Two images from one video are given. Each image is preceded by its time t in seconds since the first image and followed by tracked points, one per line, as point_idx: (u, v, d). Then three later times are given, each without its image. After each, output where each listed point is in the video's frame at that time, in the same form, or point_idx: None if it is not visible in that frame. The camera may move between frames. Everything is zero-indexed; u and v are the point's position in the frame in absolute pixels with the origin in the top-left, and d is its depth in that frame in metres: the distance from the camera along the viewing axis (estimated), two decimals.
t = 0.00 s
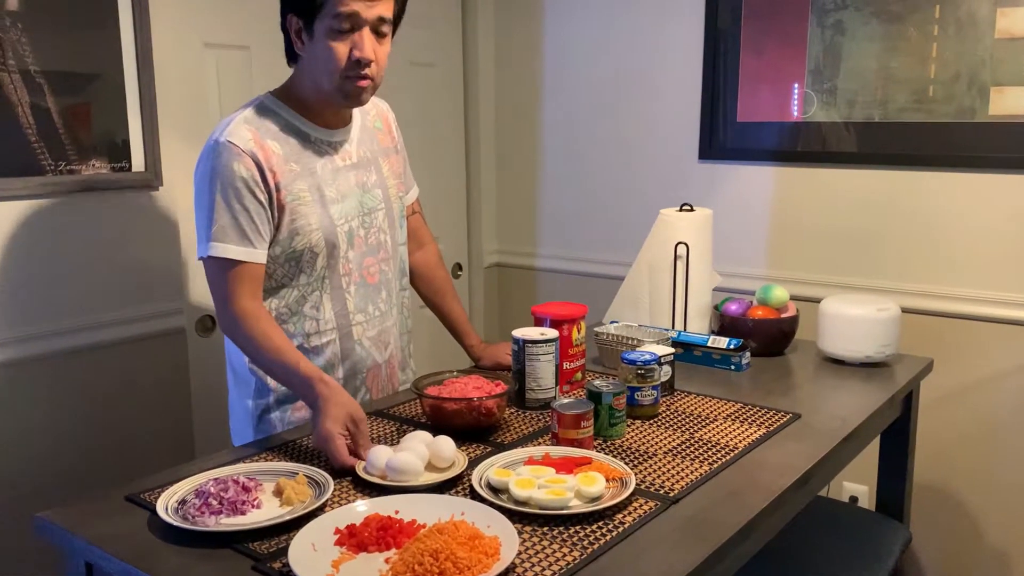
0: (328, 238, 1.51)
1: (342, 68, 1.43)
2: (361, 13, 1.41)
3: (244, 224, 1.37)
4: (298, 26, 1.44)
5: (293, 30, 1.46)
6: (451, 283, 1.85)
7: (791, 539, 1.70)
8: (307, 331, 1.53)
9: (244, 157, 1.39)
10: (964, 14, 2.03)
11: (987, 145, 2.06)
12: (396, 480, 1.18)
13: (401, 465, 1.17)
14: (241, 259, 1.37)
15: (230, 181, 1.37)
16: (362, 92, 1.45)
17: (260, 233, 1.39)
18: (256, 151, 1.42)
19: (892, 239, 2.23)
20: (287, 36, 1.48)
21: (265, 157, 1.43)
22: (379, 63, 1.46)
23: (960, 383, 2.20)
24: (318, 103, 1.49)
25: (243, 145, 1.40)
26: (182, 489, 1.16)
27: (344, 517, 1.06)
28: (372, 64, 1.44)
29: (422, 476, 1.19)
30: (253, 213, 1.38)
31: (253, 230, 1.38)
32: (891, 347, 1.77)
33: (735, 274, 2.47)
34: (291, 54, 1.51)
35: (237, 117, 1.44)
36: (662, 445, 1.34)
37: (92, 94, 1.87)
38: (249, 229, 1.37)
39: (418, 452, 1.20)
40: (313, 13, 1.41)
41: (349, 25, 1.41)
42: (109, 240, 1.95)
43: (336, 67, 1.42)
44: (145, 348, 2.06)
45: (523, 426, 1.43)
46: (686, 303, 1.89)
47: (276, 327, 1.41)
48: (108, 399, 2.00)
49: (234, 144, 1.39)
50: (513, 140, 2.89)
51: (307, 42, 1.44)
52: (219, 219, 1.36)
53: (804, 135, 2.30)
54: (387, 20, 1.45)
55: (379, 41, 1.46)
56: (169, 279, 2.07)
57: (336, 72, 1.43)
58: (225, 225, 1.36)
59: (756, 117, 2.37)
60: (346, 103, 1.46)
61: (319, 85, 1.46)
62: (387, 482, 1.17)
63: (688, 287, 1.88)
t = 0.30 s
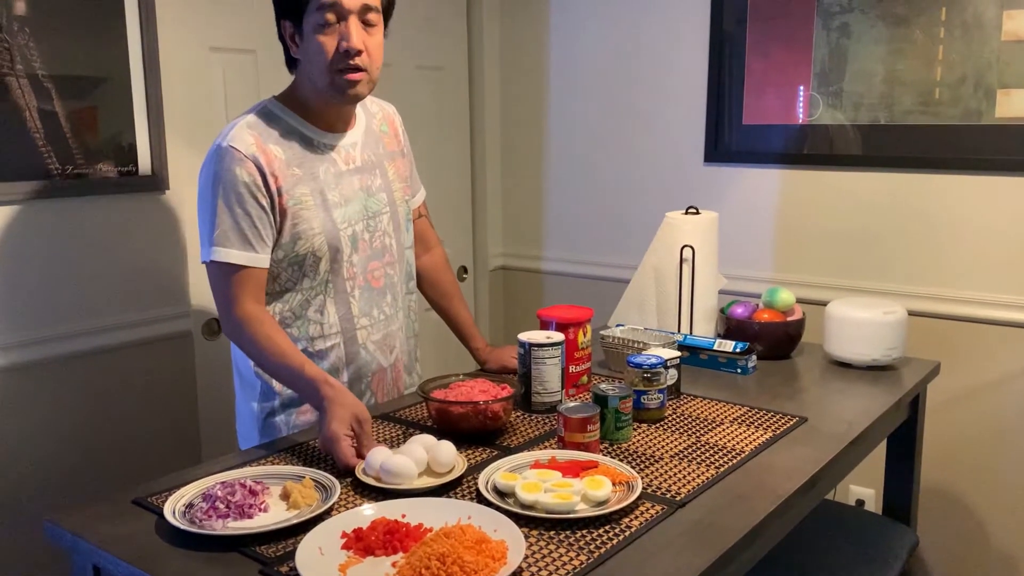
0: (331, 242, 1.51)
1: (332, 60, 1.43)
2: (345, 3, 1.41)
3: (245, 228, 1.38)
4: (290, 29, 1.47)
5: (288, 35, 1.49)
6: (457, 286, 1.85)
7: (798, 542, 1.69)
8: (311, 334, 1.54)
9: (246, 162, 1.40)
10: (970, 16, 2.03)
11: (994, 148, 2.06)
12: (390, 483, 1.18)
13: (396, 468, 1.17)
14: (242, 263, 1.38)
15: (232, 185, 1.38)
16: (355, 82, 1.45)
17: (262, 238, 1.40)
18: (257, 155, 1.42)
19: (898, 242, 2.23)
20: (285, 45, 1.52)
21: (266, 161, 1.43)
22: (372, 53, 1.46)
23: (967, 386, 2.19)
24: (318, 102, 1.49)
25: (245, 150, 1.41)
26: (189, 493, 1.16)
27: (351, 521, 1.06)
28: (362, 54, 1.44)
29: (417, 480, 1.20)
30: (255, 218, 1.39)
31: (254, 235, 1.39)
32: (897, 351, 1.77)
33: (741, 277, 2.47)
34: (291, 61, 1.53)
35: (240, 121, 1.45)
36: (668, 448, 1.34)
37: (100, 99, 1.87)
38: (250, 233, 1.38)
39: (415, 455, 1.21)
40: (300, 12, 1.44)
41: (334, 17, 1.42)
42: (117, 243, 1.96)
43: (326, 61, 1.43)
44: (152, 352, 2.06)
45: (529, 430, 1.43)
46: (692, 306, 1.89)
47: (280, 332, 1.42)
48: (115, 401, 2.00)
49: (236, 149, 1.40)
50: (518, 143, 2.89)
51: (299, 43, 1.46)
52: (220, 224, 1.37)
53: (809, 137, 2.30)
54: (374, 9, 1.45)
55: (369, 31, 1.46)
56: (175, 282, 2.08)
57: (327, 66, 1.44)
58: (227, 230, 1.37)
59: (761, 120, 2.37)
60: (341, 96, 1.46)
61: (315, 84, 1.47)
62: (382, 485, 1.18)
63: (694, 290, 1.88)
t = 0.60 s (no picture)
0: (337, 244, 1.52)
1: (333, 60, 1.44)
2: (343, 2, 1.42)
3: (252, 231, 1.39)
4: (294, 34, 1.49)
5: (293, 40, 1.50)
6: (465, 288, 1.85)
7: (808, 545, 1.69)
8: (318, 337, 1.54)
9: (252, 164, 1.40)
10: (979, 19, 2.03)
11: (1003, 150, 2.06)
12: (399, 484, 1.18)
13: (404, 470, 1.17)
14: (247, 265, 1.38)
15: (238, 188, 1.39)
16: (357, 81, 1.45)
17: (268, 240, 1.41)
18: (263, 158, 1.43)
19: (907, 245, 2.23)
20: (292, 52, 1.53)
21: (272, 164, 1.44)
22: (373, 52, 1.46)
23: (977, 389, 2.19)
24: (323, 104, 1.50)
25: (251, 153, 1.41)
26: (200, 495, 1.17)
27: (361, 523, 1.07)
28: (363, 53, 1.44)
29: (425, 482, 1.20)
30: (261, 220, 1.40)
31: (261, 237, 1.40)
32: (906, 354, 1.76)
33: (749, 280, 2.47)
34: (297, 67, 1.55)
35: (247, 125, 1.46)
36: (677, 451, 1.34)
37: (110, 102, 1.88)
38: (256, 235, 1.39)
39: (423, 457, 1.21)
40: (302, 15, 1.45)
41: (333, 17, 1.43)
42: (127, 246, 1.97)
43: (327, 60, 1.44)
44: (162, 354, 2.07)
45: (538, 433, 1.43)
46: (700, 308, 1.89)
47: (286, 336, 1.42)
48: (125, 403, 2.01)
49: (242, 152, 1.41)
50: (526, 146, 2.90)
51: (303, 46, 1.47)
52: (226, 227, 1.38)
53: (818, 140, 2.30)
54: (375, 9, 1.46)
55: (371, 30, 1.46)
56: (185, 285, 2.09)
57: (328, 66, 1.44)
58: (233, 232, 1.38)
59: (768, 123, 2.37)
60: (343, 95, 1.46)
61: (319, 85, 1.48)
62: (391, 486, 1.18)
63: (702, 293, 1.88)
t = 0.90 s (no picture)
0: (353, 244, 1.53)
1: (348, 60, 1.44)
2: (361, 3, 1.44)
3: (270, 229, 1.40)
4: (312, 34, 1.50)
5: (311, 40, 1.51)
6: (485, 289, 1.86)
7: (827, 548, 1.69)
8: (334, 336, 1.56)
9: (270, 164, 1.42)
10: (1001, 20, 2.02)
11: None
12: (422, 483, 1.19)
13: (427, 468, 1.18)
14: (266, 263, 1.40)
15: (256, 186, 1.40)
16: (370, 82, 1.46)
17: (286, 238, 1.42)
18: (281, 157, 1.44)
19: (927, 247, 2.22)
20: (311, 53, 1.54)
21: (290, 164, 1.45)
22: (389, 54, 1.47)
23: (998, 392, 2.17)
24: (339, 105, 1.51)
25: (270, 152, 1.43)
26: (225, 492, 1.18)
27: (384, 520, 1.07)
28: (378, 54, 1.45)
29: (447, 481, 1.21)
30: (280, 218, 1.41)
31: (278, 235, 1.41)
32: (928, 356, 1.76)
33: (768, 282, 2.46)
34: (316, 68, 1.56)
35: (266, 125, 1.48)
36: (698, 452, 1.34)
37: (135, 103, 1.90)
38: (274, 234, 1.40)
39: (446, 456, 1.22)
40: (320, 15, 1.47)
41: (350, 17, 1.44)
42: (150, 245, 1.99)
43: (342, 60, 1.45)
44: (183, 353, 2.09)
45: (559, 433, 1.43)
46: (720, 310, 1.89)
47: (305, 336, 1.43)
48: (147, 401, 2.03)
49: (261, 151, 1.42)
50: (544, 147, 2.90)
51: (320, 46, 1.48)
52: (244, 226, 1.39)
53: (837, 142, 2.29)
54: (392, 11, 1.47)
55: (387, 32, 1.47)
56: (207, 284, 2.11)
57: (343, 66, 1.45)
58: (251, 230, 1.39)
59: (788, 124, 2.36)
60: (357, 96, 1.47)
61: (334, 85, 1.49)
62: (415, 485, 1.19)
63: (722, 294, 1.88)
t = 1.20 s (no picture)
0: (367, 241, 1.54)
1: (373, 68, 1.45)
2: (391, 14, 1.43)
3: (286, 226, 1.41)
4: (334, 30, 1.49)
5: (332, 35, 1.50)
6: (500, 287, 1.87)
7: (842, 547, 1.69)
8: (349, 332, 1.56)
9: (285, 161, 1.43)
10: (1019, 18, 2.00)
11: None
12: (438, 478, 1.20)
13: (443, 464, 1.19)
14: (282, 260, 1.40)
15: (272, 184, 1.41)
16: (392, 90, 1.47)
17: (302, 234, 1.43)
18: (296, 155, 1.45)
19: (943, 246, 2.21)
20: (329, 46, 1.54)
21: (305, 161, 1.46)
22: (412, 64, 1.48)
23: (1014, 392, 2.16)
24: (355, 104, 1.52)
25: (285, 149, 1.44)
26: (244, 487, 1.19)
27: (402, 516, 1.08)
28: (402, 66, 1.46)
29: (465, 476, 1.21)
30: (295, 215, 1.42)
31: (294, 231, 1.42)
32: (944, 355, 1.75)
33: (782, 281, 2.46)
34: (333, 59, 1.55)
35: (280, 123, 1.49)
36: (714, 450, 1.34)
37: (152, 102, 1.92)
38: (290, 231, 1.41)
39: (462, 452, 1.23)
40: (346, 16, 1.45)
41: (379, 26, 1.43)
42: (168, 243, 2.01)
43: (366, 67, 1.45)
44: (199, 350, 2.10)
45: (574, 430, 1.43)
46: (735, 309, 1.89)
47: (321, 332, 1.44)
48: (164, 397, 2.05)
49: (275, 148, 1.43)
50: (558, 145, 2.90)
51: (342, 45, 1.48)
52: (260, 223, 1.40)
53: (853, 140, 2.28)
54: (419, 22, 1.47)
55: (412, 41, 1.47)
56: (223, 282, 2.12)
57: (366, 73, 1.46)
58: (267, 227, 1.40)
59: (803, 123, 2.36)
60: (377, 103, 1.48)
61: (353, 87, 1.49)
62: (431, 480, 1.20)
63: (737, 293, 1.88)
